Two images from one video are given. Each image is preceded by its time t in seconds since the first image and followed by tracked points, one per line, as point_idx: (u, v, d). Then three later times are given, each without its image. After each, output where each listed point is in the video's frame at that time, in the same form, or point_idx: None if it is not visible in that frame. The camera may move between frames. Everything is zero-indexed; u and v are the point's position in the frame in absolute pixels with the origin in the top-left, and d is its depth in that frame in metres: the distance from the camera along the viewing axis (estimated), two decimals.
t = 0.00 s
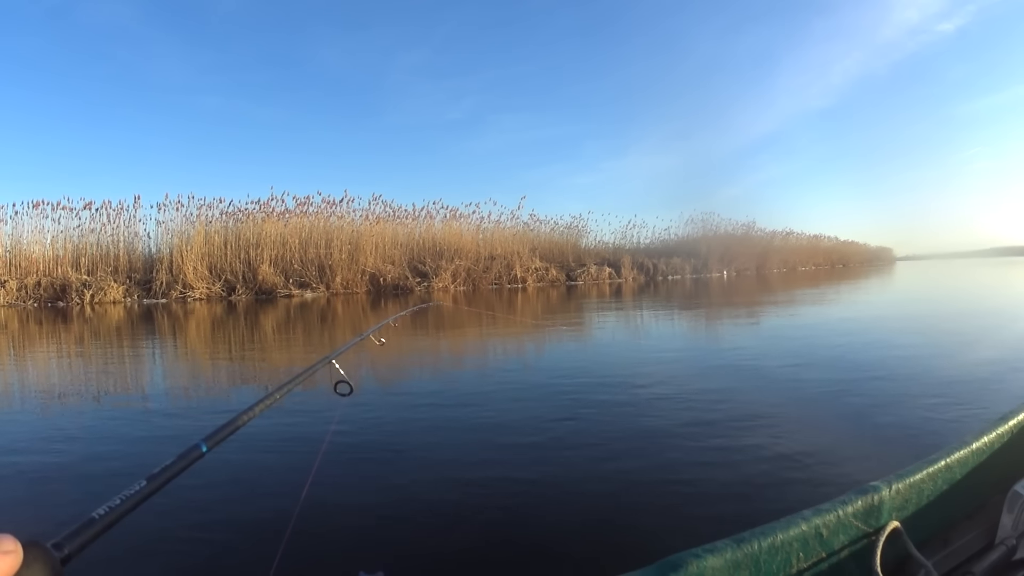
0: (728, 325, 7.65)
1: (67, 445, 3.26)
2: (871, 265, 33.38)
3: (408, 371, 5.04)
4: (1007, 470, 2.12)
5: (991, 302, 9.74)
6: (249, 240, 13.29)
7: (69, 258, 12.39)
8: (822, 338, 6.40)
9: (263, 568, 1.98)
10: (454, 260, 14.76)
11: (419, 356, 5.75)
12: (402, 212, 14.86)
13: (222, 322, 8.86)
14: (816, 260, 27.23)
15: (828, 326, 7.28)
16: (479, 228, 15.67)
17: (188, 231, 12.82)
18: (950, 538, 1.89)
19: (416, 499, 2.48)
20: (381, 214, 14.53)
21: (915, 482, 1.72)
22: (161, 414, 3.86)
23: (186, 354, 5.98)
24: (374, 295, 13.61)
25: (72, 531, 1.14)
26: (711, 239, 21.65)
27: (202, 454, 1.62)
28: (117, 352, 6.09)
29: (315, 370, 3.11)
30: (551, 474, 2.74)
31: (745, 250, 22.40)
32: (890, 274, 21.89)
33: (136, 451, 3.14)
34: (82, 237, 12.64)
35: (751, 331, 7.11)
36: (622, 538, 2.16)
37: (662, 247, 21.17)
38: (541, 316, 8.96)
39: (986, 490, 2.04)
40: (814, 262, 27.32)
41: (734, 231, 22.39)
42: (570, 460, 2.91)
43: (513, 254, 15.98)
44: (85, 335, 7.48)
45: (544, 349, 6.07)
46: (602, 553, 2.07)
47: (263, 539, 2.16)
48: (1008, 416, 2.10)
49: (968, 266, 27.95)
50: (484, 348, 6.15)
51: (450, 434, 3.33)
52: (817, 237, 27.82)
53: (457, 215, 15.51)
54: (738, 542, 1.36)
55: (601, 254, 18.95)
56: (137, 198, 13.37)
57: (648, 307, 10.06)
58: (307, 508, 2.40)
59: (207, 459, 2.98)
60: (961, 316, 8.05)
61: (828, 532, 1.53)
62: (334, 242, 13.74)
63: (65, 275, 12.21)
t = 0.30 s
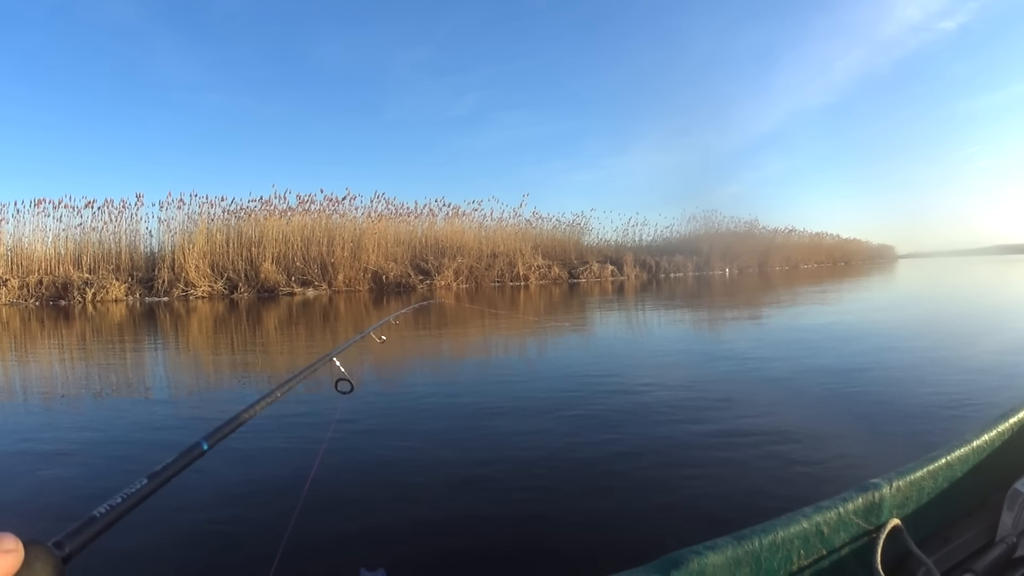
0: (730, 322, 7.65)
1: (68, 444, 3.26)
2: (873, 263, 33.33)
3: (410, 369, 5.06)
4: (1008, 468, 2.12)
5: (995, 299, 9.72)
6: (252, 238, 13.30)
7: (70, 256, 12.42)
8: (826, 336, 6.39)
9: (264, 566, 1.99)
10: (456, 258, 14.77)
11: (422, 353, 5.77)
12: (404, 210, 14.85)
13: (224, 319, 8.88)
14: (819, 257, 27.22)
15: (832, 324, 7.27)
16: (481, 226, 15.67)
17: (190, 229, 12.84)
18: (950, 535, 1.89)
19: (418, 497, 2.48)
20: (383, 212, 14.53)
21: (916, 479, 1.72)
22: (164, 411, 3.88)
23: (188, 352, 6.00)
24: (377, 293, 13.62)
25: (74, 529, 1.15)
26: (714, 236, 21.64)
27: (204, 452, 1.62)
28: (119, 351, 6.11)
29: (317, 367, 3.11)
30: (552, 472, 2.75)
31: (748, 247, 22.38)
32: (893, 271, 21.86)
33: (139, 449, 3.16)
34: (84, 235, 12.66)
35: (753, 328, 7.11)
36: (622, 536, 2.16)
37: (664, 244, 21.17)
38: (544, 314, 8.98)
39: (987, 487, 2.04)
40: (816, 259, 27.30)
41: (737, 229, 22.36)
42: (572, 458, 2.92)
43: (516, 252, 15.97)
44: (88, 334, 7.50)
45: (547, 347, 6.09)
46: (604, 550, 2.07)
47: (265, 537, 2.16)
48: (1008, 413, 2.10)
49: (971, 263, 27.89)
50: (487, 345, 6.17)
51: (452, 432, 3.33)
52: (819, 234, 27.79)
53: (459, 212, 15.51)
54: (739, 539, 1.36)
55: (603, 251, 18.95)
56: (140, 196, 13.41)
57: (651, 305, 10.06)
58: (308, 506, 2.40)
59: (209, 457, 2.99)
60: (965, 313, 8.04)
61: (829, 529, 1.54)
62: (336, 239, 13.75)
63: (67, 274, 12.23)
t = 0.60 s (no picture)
0: (733, 321, 7.65)
1: (71, 443, 3.28)
2: (877, 262, 33.28)
3: (413, 368, 5.08)
4: (1008, 468, 2.12)
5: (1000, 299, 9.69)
6: (255, 238, 13.32)
7: (73, 256, 12.45)
8: (829, 335, 6.39)
9: (264, 565, 1.99)
10: (459, 257, 14.77)
11: (425, 352, 5.79)
12: (407, 210, 14.86)
13: (227, 319, 8.91)
14: (822, 256, 27.18)
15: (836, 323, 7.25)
16: (485, 225, 15.67)
17: (193, 229, 12.86)
18: (950, 535, 1.89)
19: (418, 496, 2.49)
20: (386, 211, 14.54)
21: (916, 479, 1.72)
22: (167, 411, 3.90)
23: (191, 352, 6.02)
24: (380, 293, 13.62)
25: (74, 527, 1.16)
26: (717, 236, 21.62)
27: (204, 451, 1.63)
28: (122, 350, 6.13)
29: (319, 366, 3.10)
30: (552, 471, 2.75)
31: (751, 246, 22.35)
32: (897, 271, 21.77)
33: (142, 448, 3.17)
34: (87, 235, 12.69)
35: (756, 327, 7.12)
36: (623, 536, 2.16)
37: (667, 243, 21.15)
38: (547, 313, 8.98)
39: (987, 487, 2.04)
40: (819, 258, 27.27)
41: (740, 228, 22.34)
42: (572, 457, 2.92)
43: (519, 251, 15.97)
44: (91, 333, 7.53)
45: (550, 346, 6.10)
46: (603, 549, 2.07)
47: (266, 536, 2.17)
48: (1009, 413, 2.10)
49: (976, 262, 27.79)
50: (490, 345, 6.18)
51: (453, 431, 3.34)
52: (823, 234, 27.74)
53: (462, 212, 15.51)
54: (738, 539, 1.36)
55: (607, 251, 18.93)
56: (143, 196, 13.45)
57: (654, 304, 10.06)
58: (309, 505, 2.41)
59: (212, 456, 3.00)
60: (969, 313, 8.02)
61: (828, 529, 1.54)
62: (339, 239, 13.76)
63: (69, 274, 12.26)
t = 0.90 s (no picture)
0: (736, 320, 7.66)
1: (72, 445, 3.28)
2: (880, 260, 33.24)
3: (416, 368, 5.10)
4: (1008, 467, 2.12)
5: (1004, 297, 9.68)
6: (258, 238, 13.35)
7: (75, 257, 12.48)
8: (831, 334, 6.39)
9: (265, 565, 2.00)
10: (463, 257, 14.79)
11: (429, 352, 5.81)
12: (410, 210, 14.88)
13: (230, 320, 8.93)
14: (825, 254, 27.16)
15: (839, 321, 7.26)
16: (488, 225, 15.69)
17: (196, 229, 12.89)
18: (950, 534, 1.89)
19: (420, 496, 2.49)
20: (389, 211, 14.57)
21: (916, 478, 1.71)
22: (170, 412, 3.92)
23: (194, 353, 6.04)
24: (383, 293, 13.64)
25: (73, 529, 1.16)
26: (719, 235, 21.62)
27: (202, 453, 1.64)
28: (125, 352, 6.16)
29: (320, 366, 3.11)
30: (554, 470, 2.75)
31: (754, 245, 22.33)
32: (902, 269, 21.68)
33: (144, 449, 3.19)
34: (89, 236, 12.73)
35: (759, 326, 7.12)
36: (624, 535, 2.16)
37: (670, 242, 21.15)
38: (551, 313, 9.00)
39: (986, 486, 2.03)
40: (823, 256, 27.23)
41: (743, 226, 22.33)
42: (573, 456, 2.93)
43: (522, 251, 15.98)
44: (94, 335, 7.56)
45: (553, 346, 6.11)
46: (604, 548, 2.08)
47: (268, 536, 2.18)
48: (1008, 411, 2.09)
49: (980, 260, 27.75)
50: (493, 344, 6.20)
51: (455, 430, 3.35)
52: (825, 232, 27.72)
53: (465, 211, 15.52)
54: (739, 538, 1.36)
55: (610, 250, 18.94)
56: (145, 197, 13.47)
57: (657, 303, 10.08)
58: (311, 505, 2.42)
59: (214, 456, 3.01)
60: (973, 310, 8.02)
61: (829, 527, 1.53)
62: (342, 239, 13.79)
63: (72, 275, 12.28)
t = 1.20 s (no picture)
0: (742, 318, 7.66)
1: (78, 447, 3.30)
2: (889, 257, 33.09)
3: (423, 367, 5.12)
4: (1011, 464, 2.11)
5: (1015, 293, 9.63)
6: (264, 238, 13.40)
7: (81, 259, 12.56)
8: (839, 331, 6.39)
9: (270, 567, 2.01)
10: (469, 256, 14.80)
11: (436, 351, 5.84)
12: (416, 209, 14.89)
13: (237, 321, 8.97)
14: (833, 252, 27.08)
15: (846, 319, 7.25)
16: (494, 224, 15.69)
17: (201, 230, 12.95)
18: (954, 532, 1.89)
19: (425, 496, 2.51)
20: (396, 211, 14.59)
21: (920, 477, 1.71)
22: (176, 412, 3.95)
23: (201, 354, 6.08)
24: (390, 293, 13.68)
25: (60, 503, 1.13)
26: (726, 233, 21.59)
27: (193, 428, 1.63)
28: (132, 353, 6.20)
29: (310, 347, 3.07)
30: (558, 469, 2.76)
31: (761, 243, 22.27)
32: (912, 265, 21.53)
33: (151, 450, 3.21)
34: (95, 237, 12.80)
35: (766, 324, 7.12)
36: (629, 534, 2.16)
37: (676, 240, 21.13)
38: (558, 312, 8.99)
39: (989, 485, 2.03)
40: (830, 254, 27.12)
41: (749, 224, 22.28)
42: (577, 455, 2.94)
43: (529, 250, 15.98)
44: (99, 336, 7.60)
45: (560, 344, 6.14)
46: (609, 547, 2.08)
47: (275, 537, 2.20)
48: (1012, 409, 2.09)
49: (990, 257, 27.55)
50: (499, 343, 6.22)
51: (460, 429, 3.37)
52: (831, 230, 27.65)
53: (471, 211, 15.52)
54: (744, 539, 1.36)
55: (616, 248, 18.94)
56: (151, 198, 13.52)
57: (664, 301, 10.06)
58: (317, 506, 2.43)
59: (221, 457, 3.03)
60: (982, 307, 7.98)
61: (833, 527, 1.53)
62: (348, 239, 13.83)
63: (77, 277, 12.35)
